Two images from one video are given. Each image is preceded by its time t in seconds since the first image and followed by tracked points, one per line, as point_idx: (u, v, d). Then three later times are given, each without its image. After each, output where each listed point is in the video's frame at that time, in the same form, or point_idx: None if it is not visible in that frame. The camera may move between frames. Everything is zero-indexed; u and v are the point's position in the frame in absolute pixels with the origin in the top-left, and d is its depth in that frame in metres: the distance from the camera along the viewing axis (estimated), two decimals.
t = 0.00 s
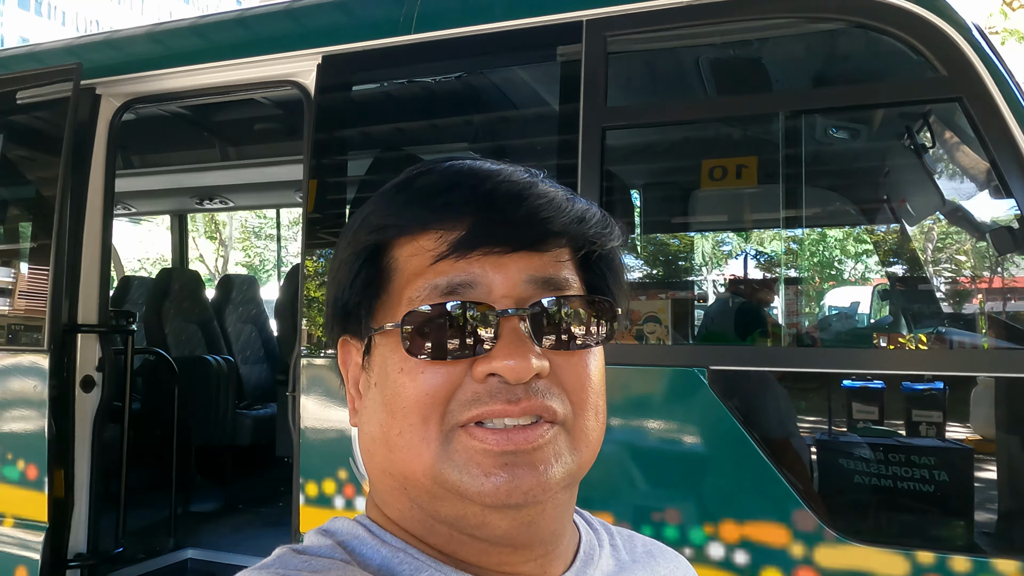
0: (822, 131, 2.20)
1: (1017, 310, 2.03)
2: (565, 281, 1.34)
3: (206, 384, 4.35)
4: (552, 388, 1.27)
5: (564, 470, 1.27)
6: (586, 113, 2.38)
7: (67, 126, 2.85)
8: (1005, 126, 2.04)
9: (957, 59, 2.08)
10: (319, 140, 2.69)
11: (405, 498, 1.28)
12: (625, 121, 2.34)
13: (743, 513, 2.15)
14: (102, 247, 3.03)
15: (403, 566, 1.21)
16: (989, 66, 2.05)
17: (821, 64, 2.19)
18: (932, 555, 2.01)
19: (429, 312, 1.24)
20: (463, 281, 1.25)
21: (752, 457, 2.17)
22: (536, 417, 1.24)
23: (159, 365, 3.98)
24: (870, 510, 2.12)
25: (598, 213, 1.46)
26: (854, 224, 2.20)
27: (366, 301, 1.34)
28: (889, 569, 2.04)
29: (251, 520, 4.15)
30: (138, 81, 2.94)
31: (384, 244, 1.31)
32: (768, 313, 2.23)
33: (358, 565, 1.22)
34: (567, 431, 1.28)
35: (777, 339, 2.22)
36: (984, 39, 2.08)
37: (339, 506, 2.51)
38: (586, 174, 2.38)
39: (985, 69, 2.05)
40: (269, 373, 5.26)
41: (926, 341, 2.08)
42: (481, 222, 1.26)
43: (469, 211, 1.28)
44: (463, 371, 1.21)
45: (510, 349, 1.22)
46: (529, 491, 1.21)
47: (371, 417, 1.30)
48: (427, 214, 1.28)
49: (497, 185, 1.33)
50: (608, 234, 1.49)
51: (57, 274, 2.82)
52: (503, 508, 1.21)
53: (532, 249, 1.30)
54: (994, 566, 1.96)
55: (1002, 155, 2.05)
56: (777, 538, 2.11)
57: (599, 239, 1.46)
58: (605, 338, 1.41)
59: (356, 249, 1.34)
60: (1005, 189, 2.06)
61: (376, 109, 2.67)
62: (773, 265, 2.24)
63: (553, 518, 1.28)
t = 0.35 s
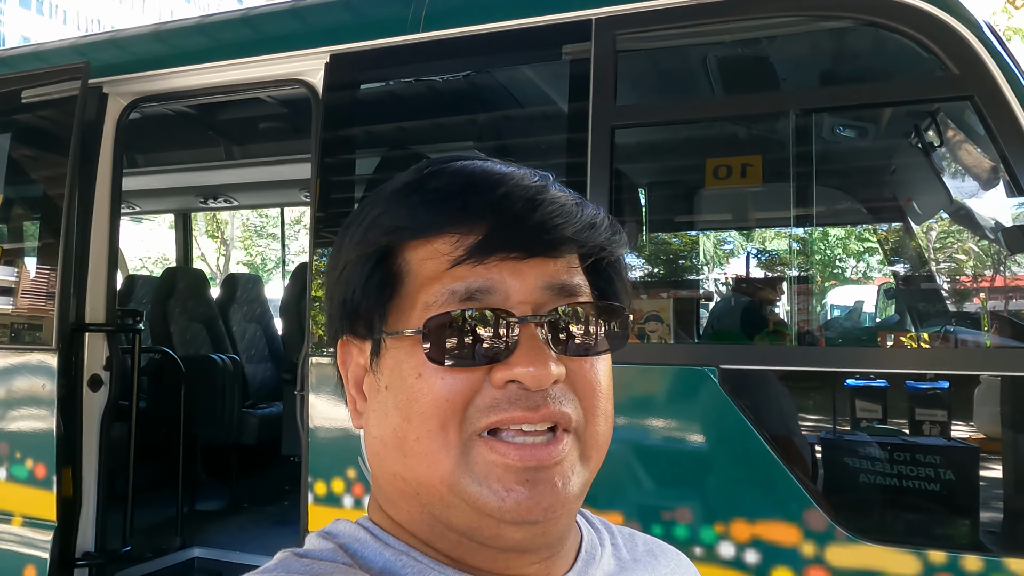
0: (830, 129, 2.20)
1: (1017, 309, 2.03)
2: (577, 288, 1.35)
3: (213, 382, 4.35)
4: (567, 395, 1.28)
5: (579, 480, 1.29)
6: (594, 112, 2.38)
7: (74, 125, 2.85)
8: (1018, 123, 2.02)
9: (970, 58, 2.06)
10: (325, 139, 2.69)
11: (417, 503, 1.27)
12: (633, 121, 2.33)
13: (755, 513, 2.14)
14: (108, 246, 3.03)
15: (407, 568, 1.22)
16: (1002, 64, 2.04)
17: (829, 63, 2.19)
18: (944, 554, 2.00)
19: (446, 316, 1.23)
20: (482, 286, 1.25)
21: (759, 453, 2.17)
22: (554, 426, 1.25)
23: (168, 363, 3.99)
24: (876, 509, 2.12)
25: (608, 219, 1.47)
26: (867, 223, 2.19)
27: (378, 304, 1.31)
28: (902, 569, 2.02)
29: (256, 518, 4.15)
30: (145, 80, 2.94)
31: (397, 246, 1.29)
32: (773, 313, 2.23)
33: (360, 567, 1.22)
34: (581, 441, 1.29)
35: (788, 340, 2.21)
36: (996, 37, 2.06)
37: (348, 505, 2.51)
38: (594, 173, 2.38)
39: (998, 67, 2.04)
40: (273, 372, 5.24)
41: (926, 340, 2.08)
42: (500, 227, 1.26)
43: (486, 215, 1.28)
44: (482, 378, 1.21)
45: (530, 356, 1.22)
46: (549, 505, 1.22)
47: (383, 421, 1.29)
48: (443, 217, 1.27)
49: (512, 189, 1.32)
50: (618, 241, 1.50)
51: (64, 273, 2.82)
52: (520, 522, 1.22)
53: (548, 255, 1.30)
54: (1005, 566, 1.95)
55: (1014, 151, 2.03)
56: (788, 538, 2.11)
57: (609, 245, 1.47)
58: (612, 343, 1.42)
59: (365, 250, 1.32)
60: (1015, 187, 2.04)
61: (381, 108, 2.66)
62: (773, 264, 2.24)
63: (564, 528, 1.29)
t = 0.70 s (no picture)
0: (840, 128, 2.19)
1: (1019, 310, 2.04)
2: (574, 285, 1.35)
3: (220, 381, 4.32)
4: (561, 393, 1.27)
5: (573, 477, 1.28)
6: (605, 111, 2.37)
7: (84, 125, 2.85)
8: None
9: (985, 56, 2.05)
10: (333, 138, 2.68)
11: (411, 499, 1.27)
12: (643, 120, 2.33)
13: (768, 512, 2.13)
14: (117, 245, 3.04)
15: (406, 566, 1.21)
16: (1017, 62, 2.03)
17: (840, 61, 2.19)
18: (959, 554, 1.98)
19: (440, 312, 1.23)
20: (475, 284, 1.25)
21: (769, 450, 2.15)
22: (546, 423, 1.24)
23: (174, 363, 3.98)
24: (884, 509, 2.11)
25: (606, 216, 1.46)
26: (873, 222, 2.19)
27: (374, 301, 1.32)
28: (917, 569, 2.01)
29: (264, 517, 4.16)
30: (153, 79, 2.95)
31: (393, 244, 1.30)
32: (783, 314, 2.22)
33: (360, 565, 1.21)
34: (575, 436, 1.28)
35: (806, 340, 2.19)
36: (1011, 35, 2.06)
37: (358, 503, 2.51)
38: (603, 172, 2.37)
39: (1013, 65, 2.03)
40: (279, 371, 5.23)
41: (931, 337, 2.08)
42: (493, 225, 1.25)
43: (480, 212, 1.27)
44: (473, 375, 1.21)
45: (522, 354, 1.22)
46: (539, 499, 1.22)
47: (377, 418, 1.29)
48: (437, 214, 1.26)
49: (509, 186, 1.31)
50: (617, 238, 1.49)
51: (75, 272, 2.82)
52: (512, 515, 1.21)
53: (544, 252, 1.30)
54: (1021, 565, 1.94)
55: None
56: (802, 537, 2.10)
57: (608, 242, 1.45)
58: (611, 341, 1.41)
59: (363, 248, 1.33)
60: None
61: (388, 106, 2.66)
62: (774, 263, 2.25)
63: (560, 524, 1.28)
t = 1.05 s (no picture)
0: (849, 128, 2.18)
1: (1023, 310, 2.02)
2: (577, 288, 1.35)
3: (226, 382, 4.35)
4: (564, 395, 1.27)
5: (574, 479, 1.27)
6: (615, 111, 2.37)
7: (94, 125, 2.85)
8: None
9: (999, 55, 2.04)
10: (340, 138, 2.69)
11: (413, 501, 1.27)
12: (652, 120, 2.32)
13: (781, 514, 2.12)
14: (125, 245, 3.04)
15: (405, 568, 1.21)
16: None
17: (849, 61, 2.18)
18: (972, 554, 1.97)
19: (443, 313, 1.24)
20: (479, 284, 1.25)
21: (777, 449, 2.14)
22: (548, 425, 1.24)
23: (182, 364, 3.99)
24: (889, 508, 2.12)
25: (610, 220, 1.46)
26: (878, 222, 2.19)
27: (378, 302, 1.32)
28: (930, 569, 2.00)
29: (270, 517, 4.16)
30: (160, 79, 2.95)
31: (397, 244, 1.30)
32: (790, 315, 2.22)
33: (360, 565, 1.22)
34: (577, 439, 1.28)
35: (813, 340, 2.19)
36: None
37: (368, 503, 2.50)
38: (611, 172, 2.37)
39: None
40: (286, 371, 5.21)
41: (932, 338, 2.09)
42: (498, 226, 1.25)
43: (484, 213, 1.27)
44: (477, 377, 1.20)
45: (524, 355, 1.22)
46: (541, 500, 1.21)
47: (380, 418, 1.29)
48: (441, 215, 1.27)
49: (513, 188, 1.31)
50: (620, 241, 1.49)
51: (84, 272, 2.83)
52: (513, 516, 1.20)
53: (547, 254, 1.30)
54: None
55: None
56: (816, 537, 2.09)
57: (611, 247, 1.45)
58: (612, 345, 1.40)
59: (368, 247, 1.33)
60: None
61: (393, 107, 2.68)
62: (776, 264, 2.25)
63: (559, 526, 1.28)
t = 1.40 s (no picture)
0: (853, 127, 2.18)
1: None
2: (597, 293, 1.36)
3: (230, 381, 4.32)
4: (589, 401, 1.28)
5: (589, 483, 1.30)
6: (620, 110, 2.36)
7: (98, 125, 2.85)
8: None
9: (1005, 53, 2.04)
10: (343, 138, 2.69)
11: (429, 501, 1.26)
12: (656, 119, 2.32)
13: (786, 512, 2.11)
14: (129, 244, 3.04)
15: (404, 564, 1.22)
16: None
17: (854, 59, 2.18)
18: (978, 553, 1.96)
19: (479, 316, 1.22)
20: (515, 289, 1.24)
21: (784, 447, 2.14)
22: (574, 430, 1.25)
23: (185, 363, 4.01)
24: (892, 508, 2.12)
25: (626, 231, 1.48)
26: (879, 222, 2.18)
27: (405, 300, 1.27)
28: (934, 568, 1.99)
29: (272, 517, 4.16)
30: (164, 79, 2.96)
31: (424, 242, 1.26)
32: (793, 314, 2.22)
33: (356, 562, 1.22)
34: (597, 444, 1.30)
35: (813, 339, 2.19)
36: None
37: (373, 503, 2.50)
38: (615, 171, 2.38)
39: None
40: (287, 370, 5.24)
41: (934, 339, 2.07)
42: (532, 232, 1.26)
43: (518, 217, 1.27)
44: (510, 381, 1.20)
45: (559, 362, 1.23)
46: (564, 503, 1.23)
47: (397, 418, 1.26)
48: (477, 216, 1.25)
49: (543, 194, 1.32)
50: (632, 251, 1.52)
51: (88, 272, 2.83)
52: (536, 518, 1.22)
53: (574, 261, 1.31)
54: None
55: None
56: (820, 536, 2.08)
57: (625, 256, 1.48)
58: (622, 347, 1.43)
59: (391, 242, 1.27)
60: None
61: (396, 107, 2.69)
62: (778, 263, 2.24)
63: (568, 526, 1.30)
